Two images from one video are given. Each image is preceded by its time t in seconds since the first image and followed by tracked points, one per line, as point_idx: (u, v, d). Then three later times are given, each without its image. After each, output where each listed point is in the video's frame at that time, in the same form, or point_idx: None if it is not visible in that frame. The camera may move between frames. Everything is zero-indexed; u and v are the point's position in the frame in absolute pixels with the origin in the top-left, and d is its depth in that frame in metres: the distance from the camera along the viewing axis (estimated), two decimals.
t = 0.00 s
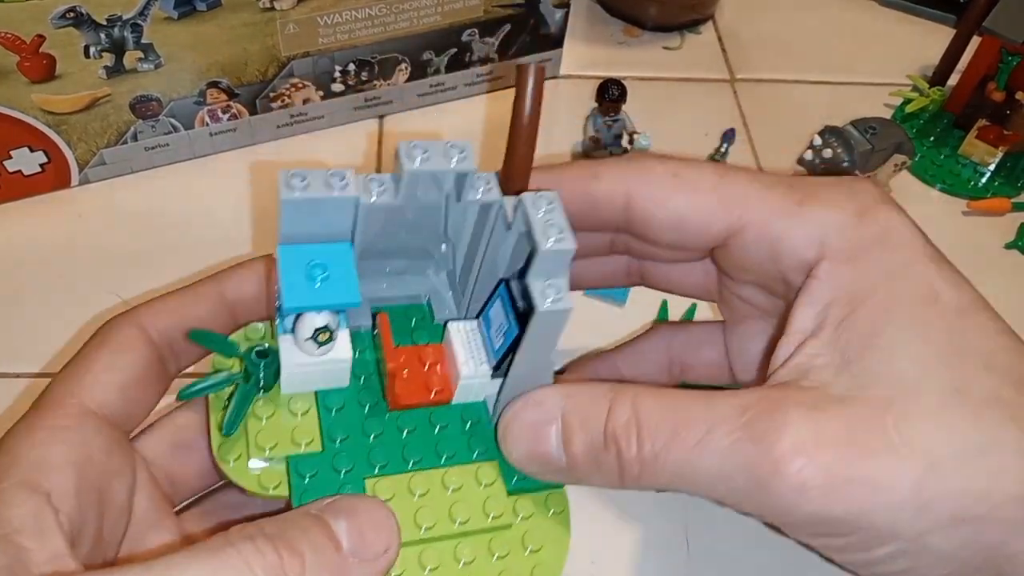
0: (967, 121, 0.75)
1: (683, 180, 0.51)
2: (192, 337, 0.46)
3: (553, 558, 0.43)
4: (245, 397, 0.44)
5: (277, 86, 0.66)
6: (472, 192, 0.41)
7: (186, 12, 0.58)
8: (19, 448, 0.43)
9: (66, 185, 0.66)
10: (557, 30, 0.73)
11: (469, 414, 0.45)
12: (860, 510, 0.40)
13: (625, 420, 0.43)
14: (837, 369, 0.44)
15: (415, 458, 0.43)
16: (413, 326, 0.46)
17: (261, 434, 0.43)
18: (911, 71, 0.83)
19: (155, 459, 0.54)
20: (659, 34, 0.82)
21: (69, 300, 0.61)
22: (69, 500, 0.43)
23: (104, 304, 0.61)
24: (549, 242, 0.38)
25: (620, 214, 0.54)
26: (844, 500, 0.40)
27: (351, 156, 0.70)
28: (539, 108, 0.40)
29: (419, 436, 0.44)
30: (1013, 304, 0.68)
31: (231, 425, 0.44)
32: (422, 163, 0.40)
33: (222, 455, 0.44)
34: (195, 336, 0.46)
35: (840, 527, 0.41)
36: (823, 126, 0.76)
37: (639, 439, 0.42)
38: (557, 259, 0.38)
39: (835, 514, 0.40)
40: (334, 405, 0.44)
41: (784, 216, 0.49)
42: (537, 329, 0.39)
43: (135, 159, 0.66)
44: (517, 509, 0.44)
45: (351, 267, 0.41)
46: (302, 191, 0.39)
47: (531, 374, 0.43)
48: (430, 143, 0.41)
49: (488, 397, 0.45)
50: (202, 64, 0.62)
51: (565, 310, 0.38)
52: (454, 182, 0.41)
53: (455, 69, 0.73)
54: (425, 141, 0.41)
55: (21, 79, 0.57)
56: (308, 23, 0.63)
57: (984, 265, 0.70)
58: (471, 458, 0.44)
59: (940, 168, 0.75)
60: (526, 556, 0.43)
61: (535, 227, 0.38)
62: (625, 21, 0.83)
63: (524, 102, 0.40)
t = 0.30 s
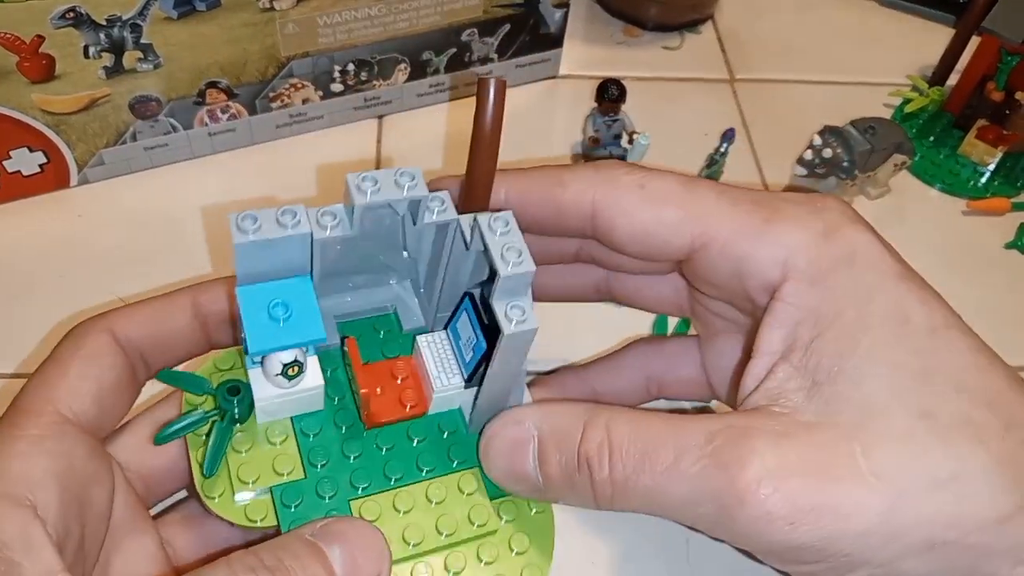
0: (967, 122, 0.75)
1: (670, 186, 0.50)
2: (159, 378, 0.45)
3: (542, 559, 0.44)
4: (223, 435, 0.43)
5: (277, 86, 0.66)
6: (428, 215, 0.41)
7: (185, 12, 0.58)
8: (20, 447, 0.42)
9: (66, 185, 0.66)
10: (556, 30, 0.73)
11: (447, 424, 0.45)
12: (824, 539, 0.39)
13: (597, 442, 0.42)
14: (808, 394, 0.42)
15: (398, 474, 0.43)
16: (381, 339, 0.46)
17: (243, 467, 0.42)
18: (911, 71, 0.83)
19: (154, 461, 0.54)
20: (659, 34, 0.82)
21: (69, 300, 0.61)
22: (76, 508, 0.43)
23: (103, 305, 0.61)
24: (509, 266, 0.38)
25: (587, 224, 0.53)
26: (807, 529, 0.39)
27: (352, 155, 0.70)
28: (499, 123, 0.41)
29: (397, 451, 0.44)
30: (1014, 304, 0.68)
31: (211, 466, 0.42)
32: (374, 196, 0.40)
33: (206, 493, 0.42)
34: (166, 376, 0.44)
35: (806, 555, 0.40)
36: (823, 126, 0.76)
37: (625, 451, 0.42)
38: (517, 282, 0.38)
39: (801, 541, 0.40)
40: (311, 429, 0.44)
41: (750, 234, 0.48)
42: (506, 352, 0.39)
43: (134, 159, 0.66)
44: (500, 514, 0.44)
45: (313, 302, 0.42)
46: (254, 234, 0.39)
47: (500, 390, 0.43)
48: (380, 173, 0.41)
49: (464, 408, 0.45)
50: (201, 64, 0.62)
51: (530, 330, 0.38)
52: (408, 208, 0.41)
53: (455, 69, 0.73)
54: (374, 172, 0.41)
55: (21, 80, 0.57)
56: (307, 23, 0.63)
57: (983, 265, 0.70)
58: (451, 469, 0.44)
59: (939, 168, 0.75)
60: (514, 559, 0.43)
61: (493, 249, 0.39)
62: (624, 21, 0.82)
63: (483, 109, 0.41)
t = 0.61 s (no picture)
0: (967, 122, 0.75)
1: (652, 195, 0.49)
2: (145, 387, 0.44)
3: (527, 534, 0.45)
4: (207, 439, 0.43)
5: (277, 86, 0.66)
6: (380, 211, 0.40)
7: (186, 12, 0.58)
8: (25, 445, 0.42)
9: (66, 185, 0.66)
10: (557, 30, 0.73)
11: (429, 408, 0.45)
12: (792, 552, 0.39)
13: (569, 451, 0.43)
14: (781, 409, 0.42)
15: (387, 462, 0.44)
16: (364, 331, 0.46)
17: (233, 467, 0.43)
18: (912, 71, 0.83)
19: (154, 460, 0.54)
20: (660, 35, 0.82)
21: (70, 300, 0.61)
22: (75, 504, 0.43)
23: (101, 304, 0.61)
24: (455, 263, 0.37)
25: (565, 236, 0.52)
26: (774, 543, 0.39)
27: (353, 155, 0.70)
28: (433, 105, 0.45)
29: (381, 439, 0.44)
30: (1013, 305, 0.68)
31: (199, 469, 0.43)
32: (316, 204, 0.39)
33: (200, 493, 0.43)
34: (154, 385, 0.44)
35: (775, 569, 0.40)
36: (823, 126, 0.76)
37: (597, 461, 0.42)
38: (468, 275, 0.38)
39: (767, 556, 0.39)
40: (297, 425, 0.44)
41: (723, 250, 0.46)
42: (466, 345, 0.39)
43: (134, 159, 0.66)
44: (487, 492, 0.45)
45: (276, 308, 0.42)
46: (207, 249, 0.39)
47: (473, 380, 0.43)
48: (322, 178, 0.40)
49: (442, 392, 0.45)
50: (203, 64, 0.62)
51: (485, 320, 0.38)
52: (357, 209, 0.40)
53: (455, 69, 0.73)
54: (316, 178, 0.39)
55: (22, 79, 0.57)
56: (309, 23, 0.63)
57: (983, 266, 0.70)
58: (436, 453, 0.45)
59: (939, 168, 0.75)
60: (500, 537, 0.44)
61: (439, 248, 0.38)
62: (625, 21, 0.82)
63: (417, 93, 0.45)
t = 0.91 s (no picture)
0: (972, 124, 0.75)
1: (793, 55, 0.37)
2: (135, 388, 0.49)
3: (516, 513, 0.51)
4: (196, 434, 0.49)
5: (282, 86, 0.66)
6: (346, 200, 0.44)
7: (192, 11, 0.58)
8: (19, 441, 0.46)
9: (71, 183, 0.66)
10: (562, 30, 0.73)
11: (418, 394, 0.51)
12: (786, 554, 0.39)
13: (793, 351, 0.29)
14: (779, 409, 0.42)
15: (377, 449, 0.50)
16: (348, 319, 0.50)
17: (223, 461, 0.49)
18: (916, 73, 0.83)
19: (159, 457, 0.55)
20: (664, 35, 0.82)
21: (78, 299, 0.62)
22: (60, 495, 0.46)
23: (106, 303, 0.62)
24: (418, 255, 0.43)
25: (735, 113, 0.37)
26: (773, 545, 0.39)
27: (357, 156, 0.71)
28: (400, 87, 0.57)
29: (371, 425, 0.50)
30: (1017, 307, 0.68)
31: (191, 461, 0.49)
32: (277, 198, 0.43)
33: (195, 487, 0.50)
34: (145, 386, 0.49)
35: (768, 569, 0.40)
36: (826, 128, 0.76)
37: (835, 356, 0.28)
38: (435, 261, 0.43)
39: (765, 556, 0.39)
40: (286, 417, 0.50)
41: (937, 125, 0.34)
42: (438, 327, 0.45)
43: (140, 159, 0.67)
44: (479, 474, 0.51)
45: (247, 300, 0.47)
46: (176, 248, 0.43)
47: (449, 357, 0.48)
48: (282, 173, 0.44)
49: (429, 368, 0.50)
50: (208, 63, 0.62)
51: (455, 304, 0.44)
52: (324, 203, 0.44)
53: (460, 69, 0.73)
54: (275, 173, 0.44)
55: (28, 79, 0.58)
56: (314, 23, 0.63)
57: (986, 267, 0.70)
58: (428, 437, 0.51)
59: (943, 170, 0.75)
60: (493, 515, 0.51)
61: (404, 237, 0.43)
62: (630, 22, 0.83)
63: (385, 78, 0.56)
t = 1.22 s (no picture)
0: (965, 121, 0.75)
1: None
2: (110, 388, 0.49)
3: (496, 490, 0.51)
4: (170, 427, 0.49)
5: (273, 85, 0.66)
6: (292, 178, 0.43)
7: (183, 11, 0.58)
8: None
9: (61, 184, 0.66)
10: (554, 29, 0.73)
11: (391, 375, 0.51)
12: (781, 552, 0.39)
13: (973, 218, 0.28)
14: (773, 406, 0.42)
15: (350, 432, 0.50)
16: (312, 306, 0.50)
17: (198, 454, 0.49)
18: (910, 70, 0.83)
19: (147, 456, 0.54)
20: (658, 34, 0.82)
21: (68, 296, 0.61)
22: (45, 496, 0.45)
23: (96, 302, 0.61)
24: (360, 228, 0.42)
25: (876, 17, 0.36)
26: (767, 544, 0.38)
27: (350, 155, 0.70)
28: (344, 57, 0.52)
29: (344, 409, 0.50)
30: (1013, 304, 0.68)
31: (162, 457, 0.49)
32: (221, 180, 0.41)
33: (170, 482, 0.49)
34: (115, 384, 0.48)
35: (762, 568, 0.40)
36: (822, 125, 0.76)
37: None
38: (374, 230, 0.42)
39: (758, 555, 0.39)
40: (258, 406, 0.50)
41: None
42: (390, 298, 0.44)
43: (131, 159, 0.66)
44: (456, 452, 0.51)
45: (202, 289, 0.45)
46: (125, 238, 0.41)
47: (415, 329, 0.48)
48: (223, 155, 0.42)
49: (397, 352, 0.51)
50: (199, 63, 0.61)
51: (404, 274, 0.43)
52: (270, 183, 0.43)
53: (453, 68, 0.72)
54: (216, 156, 0.42)
55: (17, 79, 0.57)
56: (306, 22, 0.62)
57: (981, 264, 0.70)
58: (401, 418, 0.51)
59: (938, 167, 0.75)
60: (472, 494, 0.50)
61: (344, 207, 0.42)
62: (623, 20, 0.83)
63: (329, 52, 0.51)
